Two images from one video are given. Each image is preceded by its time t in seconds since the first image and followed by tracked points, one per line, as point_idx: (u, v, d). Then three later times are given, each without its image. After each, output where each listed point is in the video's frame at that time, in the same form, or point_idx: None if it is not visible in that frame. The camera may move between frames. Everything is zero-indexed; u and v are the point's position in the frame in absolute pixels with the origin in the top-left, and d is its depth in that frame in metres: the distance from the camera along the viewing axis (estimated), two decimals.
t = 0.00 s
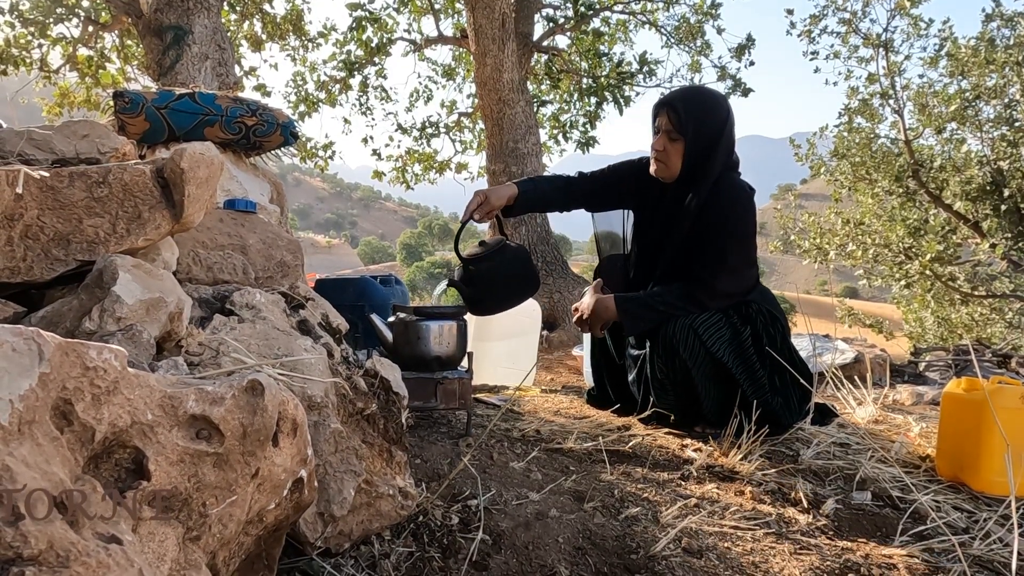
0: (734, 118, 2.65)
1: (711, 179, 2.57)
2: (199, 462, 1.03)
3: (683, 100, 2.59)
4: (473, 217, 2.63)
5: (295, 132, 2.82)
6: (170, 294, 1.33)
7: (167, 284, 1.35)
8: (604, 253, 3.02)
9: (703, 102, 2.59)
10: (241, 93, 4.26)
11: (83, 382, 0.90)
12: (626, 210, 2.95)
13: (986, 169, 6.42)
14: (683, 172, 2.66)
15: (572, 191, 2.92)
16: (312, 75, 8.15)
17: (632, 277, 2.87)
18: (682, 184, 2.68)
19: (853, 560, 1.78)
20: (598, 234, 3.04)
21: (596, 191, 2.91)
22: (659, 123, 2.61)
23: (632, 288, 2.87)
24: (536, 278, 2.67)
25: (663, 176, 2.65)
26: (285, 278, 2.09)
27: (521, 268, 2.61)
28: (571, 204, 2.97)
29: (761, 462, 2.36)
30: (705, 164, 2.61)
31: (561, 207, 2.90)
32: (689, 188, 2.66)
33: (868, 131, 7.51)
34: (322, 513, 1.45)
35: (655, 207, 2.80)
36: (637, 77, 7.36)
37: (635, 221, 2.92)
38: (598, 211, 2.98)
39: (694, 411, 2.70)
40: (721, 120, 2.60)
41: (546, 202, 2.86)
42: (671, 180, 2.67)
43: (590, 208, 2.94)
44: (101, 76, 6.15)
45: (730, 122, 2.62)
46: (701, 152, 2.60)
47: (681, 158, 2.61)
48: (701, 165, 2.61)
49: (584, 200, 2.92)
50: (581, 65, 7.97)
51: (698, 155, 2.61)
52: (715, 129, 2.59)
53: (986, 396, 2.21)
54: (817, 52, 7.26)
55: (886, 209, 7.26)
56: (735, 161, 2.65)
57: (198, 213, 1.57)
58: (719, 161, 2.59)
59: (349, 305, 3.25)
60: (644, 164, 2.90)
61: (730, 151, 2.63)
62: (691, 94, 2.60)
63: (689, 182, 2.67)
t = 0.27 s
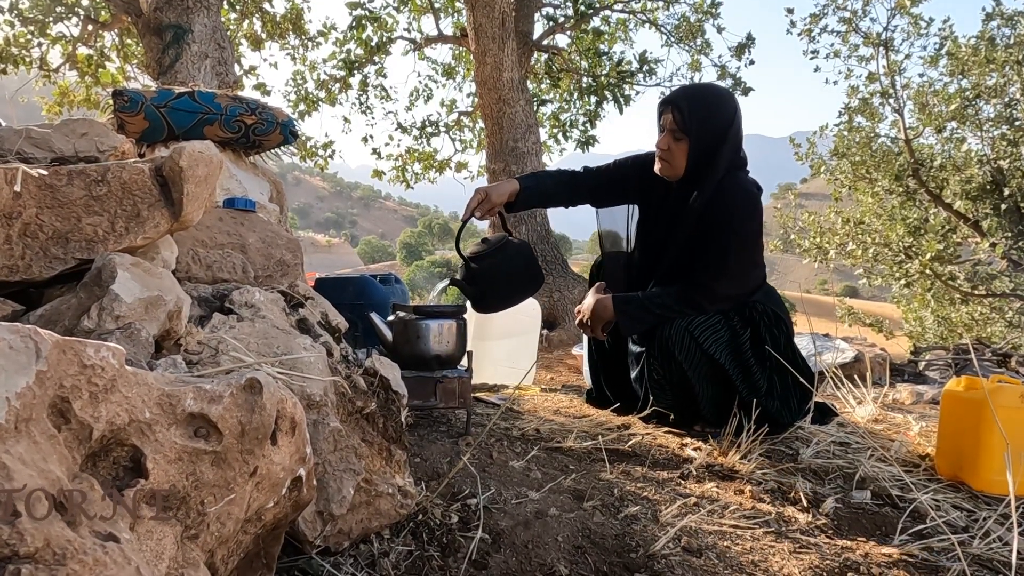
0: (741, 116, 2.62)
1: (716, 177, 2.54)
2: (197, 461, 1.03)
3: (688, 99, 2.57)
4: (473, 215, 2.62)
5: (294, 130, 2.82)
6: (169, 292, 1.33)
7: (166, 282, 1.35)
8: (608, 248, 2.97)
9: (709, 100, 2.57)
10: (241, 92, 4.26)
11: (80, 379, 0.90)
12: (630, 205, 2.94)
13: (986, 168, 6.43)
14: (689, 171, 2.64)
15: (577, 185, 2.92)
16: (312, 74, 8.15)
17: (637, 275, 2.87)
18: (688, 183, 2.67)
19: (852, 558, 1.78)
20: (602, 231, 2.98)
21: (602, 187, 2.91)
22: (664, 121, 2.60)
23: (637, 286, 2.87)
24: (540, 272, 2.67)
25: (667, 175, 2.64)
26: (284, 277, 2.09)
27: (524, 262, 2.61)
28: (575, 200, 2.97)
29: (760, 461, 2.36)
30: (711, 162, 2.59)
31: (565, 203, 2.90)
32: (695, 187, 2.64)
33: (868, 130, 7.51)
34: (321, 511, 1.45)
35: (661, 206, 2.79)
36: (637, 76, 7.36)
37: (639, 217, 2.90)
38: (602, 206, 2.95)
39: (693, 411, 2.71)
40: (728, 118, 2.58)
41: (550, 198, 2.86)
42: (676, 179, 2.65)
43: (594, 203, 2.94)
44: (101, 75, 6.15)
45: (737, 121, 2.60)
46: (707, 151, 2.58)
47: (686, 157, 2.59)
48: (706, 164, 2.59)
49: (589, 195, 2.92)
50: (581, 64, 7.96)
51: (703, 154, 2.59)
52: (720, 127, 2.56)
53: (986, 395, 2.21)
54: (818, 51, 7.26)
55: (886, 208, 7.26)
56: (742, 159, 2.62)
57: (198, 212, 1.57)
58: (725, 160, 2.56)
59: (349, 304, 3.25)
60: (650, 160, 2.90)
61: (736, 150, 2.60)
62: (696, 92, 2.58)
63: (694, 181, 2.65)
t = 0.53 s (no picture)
0: (757, 116, 2.64)
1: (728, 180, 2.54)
2: (197, 461, 1.03)
3: (706, 98, 2.56)
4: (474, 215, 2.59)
5: (294, 129, 2.81)
6: (169, 292, 1.33)
7: (166, 282, 1.35)
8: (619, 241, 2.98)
9: (726, 101, 2.55)
10: (241, 91, 4.26)
11: (80, 379, 0.90)
12: (642, 199, 2.93)
13: (986, 168, 6.47)
14: (701, 171, 2.63)
15: (587, 181, 2.89)
16: (312, 73, 8.14)
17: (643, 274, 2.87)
18: (700, 182, 2.67)
19: (852, 558, 1.78)
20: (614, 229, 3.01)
21: (613, 183, 2.89)
22: (680, 120, 2.59)
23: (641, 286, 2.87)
24: (543, 268, 2.66)
25: (680, 174, 2.64)
26: (284, 276, 2.10)
27: (527, 260, 2.60)
28: (584, 195, 2.94)
29: (759, 460, 2.36)
30: (724, 164, 2.58)
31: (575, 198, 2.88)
32: (707, 187, 2.64)
33: (868, 130, 7.51)
34: (321, 511, 1.45)
35: (671, 206, 2.80)
36: (637, 75, 7.36)
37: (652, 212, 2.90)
38: (614, 200, 2.95)
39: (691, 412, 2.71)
40: (743, 120, 2.56)
41: (558, 193, 2.82)
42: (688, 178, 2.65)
43: (605, 198, 2.93)
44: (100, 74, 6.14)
45: (753, 124, 2.60)
46: (724, 150, 2.58)
47: (700, 156, 2.58)
48: (719, 165, 2.58)
49: (599, 192, 2.90)
50: (581, 63, 7.96)
51: (717, 155, 2.58)
52: (736, 128, 2.55)
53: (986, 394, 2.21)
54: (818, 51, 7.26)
55: (886, 208, 7.26)
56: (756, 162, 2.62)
57: (198, 211, 1.57)
58: (738, 162, 2.55)
59: (349, 303, 3.25)
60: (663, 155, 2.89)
61: (750, 152, 2.59)
62: (714, 92, 2.56)
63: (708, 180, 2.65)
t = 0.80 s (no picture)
0: (754, 111, 2.62)
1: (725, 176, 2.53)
2: (198, 460, 1.03)
3: (700, 95, 2.56)
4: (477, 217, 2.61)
5: (295, 129, 2.81)
6: (169, 291, 1.32)
7: (166, 281, 1.35)
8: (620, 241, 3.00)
9: (721, 96, 2.55)
10: (241, 91, 4.26)
11: (80, 378, 0.90)
12: (643, 198, 2.92)
13: (986, 167, 6.45)
14: (699, 167, 2.63)
15: (587, 183, 2.91)
16: (312, 72, 8.15)
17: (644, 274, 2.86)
18: (698, 179, 2.67)
19: (852, 557, 1.78)
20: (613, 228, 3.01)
21: (613, 183, 2.90)
22: (676, 117, 2.59)
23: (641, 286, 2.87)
24: (544, 271, 2.66)
25: (677, 170, 2.64)
26: (284, 275, 2.10)
27: (528, 263, 2.60)
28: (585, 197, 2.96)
29: (759, 460, 2.36)
30: (722, 160, 2.58)
31: (574, 199, 2.90)
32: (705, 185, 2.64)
33: (868, 129, 7.52)
34: (321, 510, 1.45)
35: (671, 204, 2.79)
36: (637, 74, 7.35)
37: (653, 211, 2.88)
38: (613, 201, 2.96)
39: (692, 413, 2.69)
40: (739, 115, 2.56)
41: (559, 195, 2.85)
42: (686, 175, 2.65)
43: (605, 199, 2.94)
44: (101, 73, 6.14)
45: (748, 118, 2.58)
46: (719, 147, 2.58)
47: (697, 153, 2.58)
48: (716, 162, 2.59)
49: (600, 193, 2.91)
50: (582, 63, 7.96)
51: (713, 151, 2.58)
52: (732, 124, 2.55)
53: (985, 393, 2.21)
54: (818, 50, 7.26)
55: (886, 207, 7.27)
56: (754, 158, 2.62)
57: (198, 210, 1.56)
58: (734, 159, 2.55)
59: (349, 302, 3.25)
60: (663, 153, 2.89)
61: (747, 148, 2.58)
62: (709, 87, 2.56)
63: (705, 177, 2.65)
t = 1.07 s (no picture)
0: (748, 108, 2.64)
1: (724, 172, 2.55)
2: (198, 458, 1.03)
3: (698, 91, 2.56)
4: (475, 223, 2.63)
5: (294, 128, 2.81)
6: (169, 290, 1.32)
7: (166, 280, 1.35)
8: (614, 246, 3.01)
9: (717, 92, 2.57)
10: (241, 90, 4.26)
11: (81, 377, 0.90)
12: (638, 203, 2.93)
13: (987, 166, 6.44)
14: (696, 163, 2.64)
15: (582, 188, 2.89)
16: (312, 71, 8.15)
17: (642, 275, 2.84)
18: (694, 176, 2.67)
19: (851, 556, 1.79)
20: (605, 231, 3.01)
21: (606, 187, 2.89)
22: (671, 113, 2.60)
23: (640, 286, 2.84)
24: (540, 277, 2.65)
25: (675, 166, 2.64)
26: (284, 274, 2.10)
27: (524, 270, 2.59)
28: (579, 203, 2.95)
29: (760, 459, 2.36)
30: (719, 155, 2.59)
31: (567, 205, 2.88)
32: (703, 180, 2.64)
33: (868, 128, 7.52)
34: (321, 509, 1.45)
35: (668, 202, 2.78)
36: (637, 74, 7.36)
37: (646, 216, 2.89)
38: (606, 206, 2.95)
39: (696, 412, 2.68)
40: (735, 111, 2.57)
41: (551, 202, 2.84)
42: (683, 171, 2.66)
43: (600, 204, 2.93)
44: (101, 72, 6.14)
45: (744, 113, 2.59)
46: (716, 143, 2.58)
47: (693, 147, 2.60)
48: (714, 157, 2.60)
49: (594, 197, 2.89)
50: (581, 62, 7.96)
51: (710, 147, 2.59)
52: (729, 119, 2.57)
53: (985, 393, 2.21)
54: (818, 49, 7.26)
55: (886, 207, 7.27)
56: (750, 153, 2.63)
57: (198, 209, 1.56)
58: (732, 153, 2.56)
59: (349, 302, 3.25)
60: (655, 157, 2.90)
61: (744, 143, 2.60)
62: (704, 83, 2.57)
63: (701, 174, 2.65)
